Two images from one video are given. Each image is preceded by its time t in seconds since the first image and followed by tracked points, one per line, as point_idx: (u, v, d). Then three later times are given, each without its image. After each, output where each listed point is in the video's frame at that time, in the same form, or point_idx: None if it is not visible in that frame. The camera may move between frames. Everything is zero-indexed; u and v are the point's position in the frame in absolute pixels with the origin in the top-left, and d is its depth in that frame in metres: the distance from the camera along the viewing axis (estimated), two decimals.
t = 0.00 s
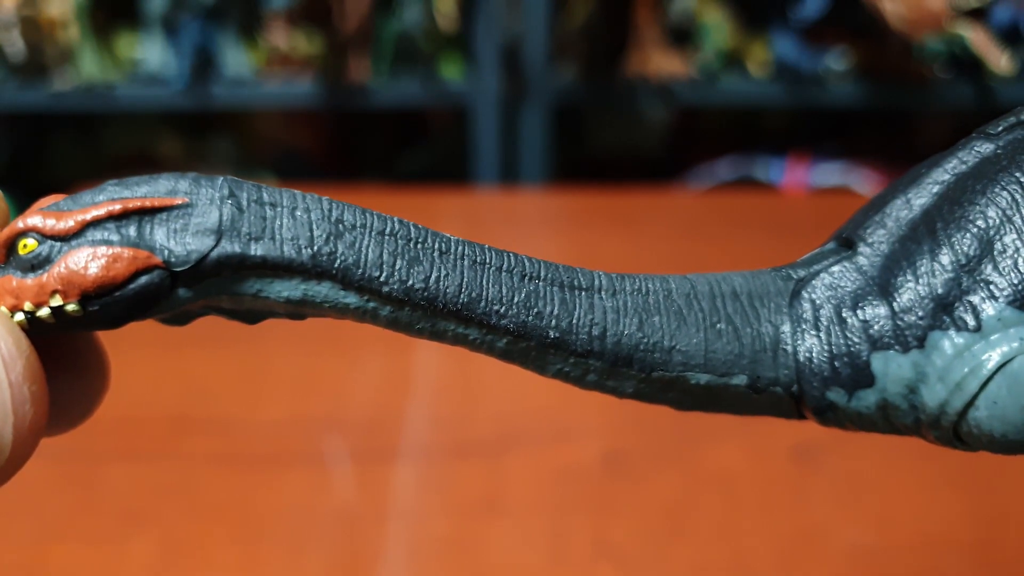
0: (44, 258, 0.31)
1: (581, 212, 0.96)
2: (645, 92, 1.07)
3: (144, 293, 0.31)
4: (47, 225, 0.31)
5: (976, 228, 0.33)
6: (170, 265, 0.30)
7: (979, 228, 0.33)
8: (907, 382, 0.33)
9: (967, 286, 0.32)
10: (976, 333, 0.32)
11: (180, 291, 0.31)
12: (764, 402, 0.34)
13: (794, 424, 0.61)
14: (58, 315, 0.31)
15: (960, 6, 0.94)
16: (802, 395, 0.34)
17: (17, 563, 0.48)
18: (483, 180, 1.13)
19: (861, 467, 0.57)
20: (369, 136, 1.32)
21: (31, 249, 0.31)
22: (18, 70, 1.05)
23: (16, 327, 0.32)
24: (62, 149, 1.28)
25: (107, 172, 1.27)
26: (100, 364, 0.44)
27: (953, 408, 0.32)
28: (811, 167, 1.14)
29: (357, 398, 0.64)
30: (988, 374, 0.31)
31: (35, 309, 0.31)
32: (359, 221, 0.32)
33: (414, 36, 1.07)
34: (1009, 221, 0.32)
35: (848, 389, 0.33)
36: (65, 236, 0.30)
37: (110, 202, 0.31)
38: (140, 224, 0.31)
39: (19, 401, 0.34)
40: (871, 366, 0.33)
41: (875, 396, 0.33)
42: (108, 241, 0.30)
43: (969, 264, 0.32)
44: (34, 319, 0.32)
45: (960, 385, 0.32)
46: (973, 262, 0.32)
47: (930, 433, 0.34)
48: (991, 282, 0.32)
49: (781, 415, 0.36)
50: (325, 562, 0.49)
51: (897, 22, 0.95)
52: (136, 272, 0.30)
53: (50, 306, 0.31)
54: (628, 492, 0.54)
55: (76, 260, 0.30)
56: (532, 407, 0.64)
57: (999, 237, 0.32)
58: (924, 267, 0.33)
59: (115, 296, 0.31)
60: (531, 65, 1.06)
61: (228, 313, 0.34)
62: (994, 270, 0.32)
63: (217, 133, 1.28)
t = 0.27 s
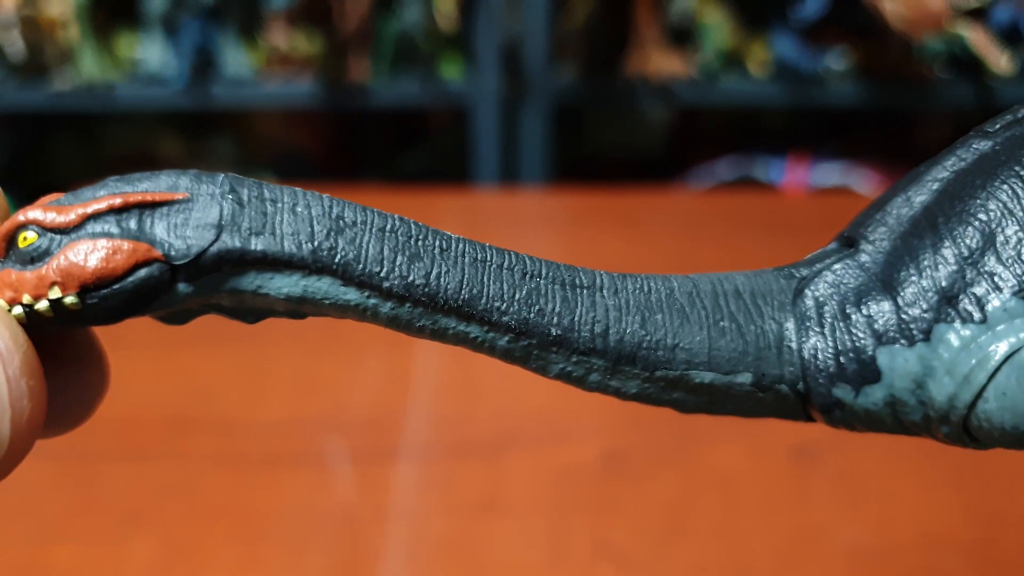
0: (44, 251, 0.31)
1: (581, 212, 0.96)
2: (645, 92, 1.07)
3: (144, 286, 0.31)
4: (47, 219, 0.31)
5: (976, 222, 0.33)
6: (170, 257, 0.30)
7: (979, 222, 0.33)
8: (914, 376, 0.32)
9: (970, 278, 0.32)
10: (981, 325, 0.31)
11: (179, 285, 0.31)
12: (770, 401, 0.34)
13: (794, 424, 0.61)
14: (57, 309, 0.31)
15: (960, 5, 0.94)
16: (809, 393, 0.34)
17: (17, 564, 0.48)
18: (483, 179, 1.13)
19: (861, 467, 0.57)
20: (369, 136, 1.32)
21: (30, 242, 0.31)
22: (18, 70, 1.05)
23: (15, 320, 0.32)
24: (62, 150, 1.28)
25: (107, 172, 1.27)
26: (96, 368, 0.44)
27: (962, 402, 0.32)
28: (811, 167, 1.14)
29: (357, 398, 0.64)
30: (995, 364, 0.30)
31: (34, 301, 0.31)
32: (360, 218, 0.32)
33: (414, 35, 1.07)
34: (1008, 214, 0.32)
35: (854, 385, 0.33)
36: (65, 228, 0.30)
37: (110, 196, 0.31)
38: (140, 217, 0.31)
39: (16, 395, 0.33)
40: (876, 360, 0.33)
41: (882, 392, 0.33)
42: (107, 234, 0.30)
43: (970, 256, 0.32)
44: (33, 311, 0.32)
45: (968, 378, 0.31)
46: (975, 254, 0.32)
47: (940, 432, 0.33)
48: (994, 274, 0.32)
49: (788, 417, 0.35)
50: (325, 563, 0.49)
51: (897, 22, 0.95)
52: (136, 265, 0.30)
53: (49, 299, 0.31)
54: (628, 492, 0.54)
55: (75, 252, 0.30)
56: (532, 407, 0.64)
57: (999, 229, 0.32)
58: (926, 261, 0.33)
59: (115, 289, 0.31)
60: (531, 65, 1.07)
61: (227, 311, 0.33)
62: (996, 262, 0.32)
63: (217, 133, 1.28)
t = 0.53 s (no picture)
0: (45, 243, 0.31)
1: (581, 212, 0.96)
2: (645, 92, 1.07)
3: (145, 279, 0.31)
4: (50, 211, 0.31)
5: (977, 214, 0.33)
6: (171, 249, 0.31)
7: (980, 214, 0.33)
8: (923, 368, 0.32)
9: (975, 269, 0.32)
10: (988, 314, 0.31)
11: (181, 279, 0.31)
12: (777, 399, 0.34)
13: (794, 424, 0.61)
14: (58, 301, 0.31)
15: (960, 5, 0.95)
16: (816, 390, 0.33)
17: (17, 563, 0.48)
18: (483, 179, 1.13)
19: (861, 467, 0.57)
20: (369, 136, 1.32)
21: (32, 235, 0.31)
22: (18, 70, 1.05)
23: (14, 314, 0.32)
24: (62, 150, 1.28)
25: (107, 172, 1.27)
26: (98, 369, 0.44)
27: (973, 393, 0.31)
28: (811, 167, 1.14)
29: (357, 398, 0.64)
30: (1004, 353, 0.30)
31: (34, 293, 0.31)
32: (363, 215, 0.32)
33: (414, 35, 1.07)
34: (1009, 205, 0.32)
35: (862, 379, 0.33)
36: (68, 220, 0.31)
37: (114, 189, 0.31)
38: (143, 210, 0.31)
39: (14, 386, 0.33)
40: (883, 353, 0.32)
41: (890, 385, 0.33)
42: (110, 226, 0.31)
43: (974, 248, 0.32)
44: (33, 304, 0.31)
45: (976, 368, 0.31)
46: (978, 246, 0.32)
47: (952, 427, 0.33)
48: (998, 264, 0.32)
49: (797, 417, 0.35)
50: (325, 563, 0.49)
51: (897, 23, 0.95)
52: (137, 257, 0.30)
53: (50, 290, 0.31)
54: (628, 492, 0.54)
55: (77, 243, 0.30)
56: (532, 406, 0.64)
57: (1000, 220, 0.32)
58: (929, 254, 0.33)
59: (116, 281, 0.30)
60: (531, 65, 1.07)
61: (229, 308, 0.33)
62: (999, 252, 0.32)
63: (217, 133, 1.28)
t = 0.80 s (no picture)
0: (49, 238, 0.31)
1: (581, 212, 0.96)
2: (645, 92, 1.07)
3: (148, 274, 0.31)
4: (54, 206, 0.31)
5: (979, 210, 0.33)
6: (175, 243, 0.31)
7: (982, 209, 0.33)
8: (932, 362, 0.32)
9: (980, 261, 0.32)
10: (996, 304, 0.31)
11: (185, 274, 0.31)
12: (785, 397, 0.33)
13: (794, 424, 0.61)
14: (61, 296, 0.31)
15: (960, 6, 0.95)
16: (825, 388, 0.33)
17: (18, 564, 0.48)
18: (483, 179, 1.13)
19: (862, 467, 0.57)
20: (369, 136, 1.32)
21: (36, 230, 0.31)
22: (18, 70, 1.05)
23: (16, 308, 0.32)
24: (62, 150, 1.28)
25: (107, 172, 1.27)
26: (97, 366, 0.43)
27: (984, 385, 0.31)
28: (811, 167, 1.14)
29: (357, 398, 0.64)
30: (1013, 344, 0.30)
31: (38, 287, 0.31)
32: (366, 214, 0.32)
33: (414, 36, 1.07)
34: (1010, 198, 0.32)
35: (871, 375, 0.32)
36: (72, 215, 0.31)
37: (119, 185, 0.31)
38: (147, 206, 0.31)
39: (17, 382, 0.34)
40: (891, 347, 0.32)
41: (901, 380, 0.32)
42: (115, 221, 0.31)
43: (978, 241, 0.32)
44: (36, 298, 0.31)
45: (987, 358, 0.31)
46: (981, 238, 0.32)
47: (964, 424, 0.32)
48: (1004, 256, 0.32)
49: (806, 419, 0.34)
50: (325, 563, 0.49)
51: (897, 22, 0.95)
52: (142, 251, 0.30)
53: (53, 284, 0.31)
54: (628, 492, 0.54)
55: (82, 237, 0.30)
56: (531, 406, 0.63)
57: (1003, 213, 0.32)
58: (934, 249, 0.33)
59: (120, 276, 0.31)
60: (531, 65, 1.07)
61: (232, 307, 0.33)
62: (1004, 244, 0.32)
63: (217, 134, 1.28)
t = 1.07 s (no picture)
0: (46, 232, 0.31)
1: (581, 212, 0.96)
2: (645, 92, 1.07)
3: (145, 269, 0.31)
4: (53, 201, 0.31)
5: (977, 205, 0.33)
6: (172, 237, 0.31)
7: (979, 204, 0.33)
8: (935, 356, 0.32)
9: (979, 255, 0.32)
10: (997, 298, 0.31)
11: (182, 269, 0.31)
12: (787, 395, 0.33)
13: (794, 424, 0.61)
14: (57, 290, 0.31)
15: (960, 5, 0.95)
16: (826, 385, 0.33)
17: (18, 564, 0.48)
18: (482, 179, 1.13)
19: (861, 467, 0.57)
20: (369, 136, 1.32)
21: (33, 224, 0.31)
22: (18, 70, 1.05)
23: (12, 303, 0.31)
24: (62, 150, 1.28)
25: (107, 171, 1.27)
26: (97, 371, 0.44)
27: (988, 378, 0.31)
28: (811, 167, 1.14)
29: (357, 398, 0.64)
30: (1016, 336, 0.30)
31: (34, 280, 0.31)
32: (364, 211, 0.32)
33: (414, 36, 1.07)
34: (1008, 193, 0.33)
35: (872, 370, 0.32)
36: (71, 209, 0.31)
37: (117, 181, 0.31)
38: (145, 200, 0.31)
39: (12, 375, 0.33)
40: (892, 343, 0.32)
41: (903, 375, 0.32)
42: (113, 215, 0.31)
43: (976, 235, 0.32)
44: (32, 292, 0.31)
45: (990, 351, 0.31)
46: (979, 233, 0.32)
47: (968, 419, 0.32)
48: (1003, 250, 0.32)
49: (807, 417, 0.34)
50: (325, 563, 0.49)
51: (897, 23, 0.95)
52: (138, 245, 0.30)
53: (49, 277, 0.31)
54: (628, 492, 0.54)
55: (79, 230, 0.30)
56: (531, 406, 0.63)
57: (1001, 208, 0.32)
58: (932, 245, 0.33)
59: (117, 270, 0.30)
60: (531, 65, 1.07)
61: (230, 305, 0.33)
62: (1002, 238, 0.32)
63: (217, 134, 1.28)
